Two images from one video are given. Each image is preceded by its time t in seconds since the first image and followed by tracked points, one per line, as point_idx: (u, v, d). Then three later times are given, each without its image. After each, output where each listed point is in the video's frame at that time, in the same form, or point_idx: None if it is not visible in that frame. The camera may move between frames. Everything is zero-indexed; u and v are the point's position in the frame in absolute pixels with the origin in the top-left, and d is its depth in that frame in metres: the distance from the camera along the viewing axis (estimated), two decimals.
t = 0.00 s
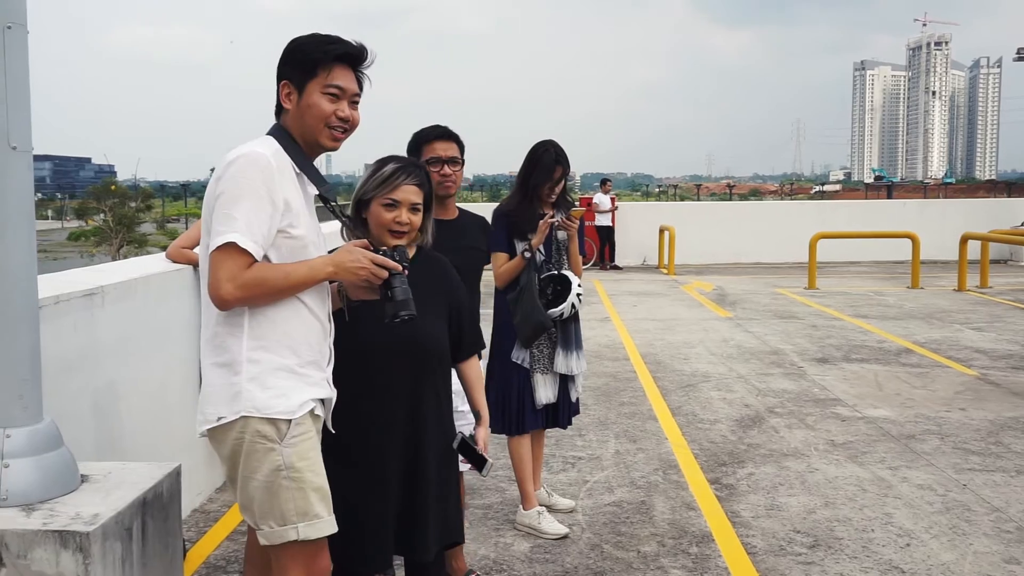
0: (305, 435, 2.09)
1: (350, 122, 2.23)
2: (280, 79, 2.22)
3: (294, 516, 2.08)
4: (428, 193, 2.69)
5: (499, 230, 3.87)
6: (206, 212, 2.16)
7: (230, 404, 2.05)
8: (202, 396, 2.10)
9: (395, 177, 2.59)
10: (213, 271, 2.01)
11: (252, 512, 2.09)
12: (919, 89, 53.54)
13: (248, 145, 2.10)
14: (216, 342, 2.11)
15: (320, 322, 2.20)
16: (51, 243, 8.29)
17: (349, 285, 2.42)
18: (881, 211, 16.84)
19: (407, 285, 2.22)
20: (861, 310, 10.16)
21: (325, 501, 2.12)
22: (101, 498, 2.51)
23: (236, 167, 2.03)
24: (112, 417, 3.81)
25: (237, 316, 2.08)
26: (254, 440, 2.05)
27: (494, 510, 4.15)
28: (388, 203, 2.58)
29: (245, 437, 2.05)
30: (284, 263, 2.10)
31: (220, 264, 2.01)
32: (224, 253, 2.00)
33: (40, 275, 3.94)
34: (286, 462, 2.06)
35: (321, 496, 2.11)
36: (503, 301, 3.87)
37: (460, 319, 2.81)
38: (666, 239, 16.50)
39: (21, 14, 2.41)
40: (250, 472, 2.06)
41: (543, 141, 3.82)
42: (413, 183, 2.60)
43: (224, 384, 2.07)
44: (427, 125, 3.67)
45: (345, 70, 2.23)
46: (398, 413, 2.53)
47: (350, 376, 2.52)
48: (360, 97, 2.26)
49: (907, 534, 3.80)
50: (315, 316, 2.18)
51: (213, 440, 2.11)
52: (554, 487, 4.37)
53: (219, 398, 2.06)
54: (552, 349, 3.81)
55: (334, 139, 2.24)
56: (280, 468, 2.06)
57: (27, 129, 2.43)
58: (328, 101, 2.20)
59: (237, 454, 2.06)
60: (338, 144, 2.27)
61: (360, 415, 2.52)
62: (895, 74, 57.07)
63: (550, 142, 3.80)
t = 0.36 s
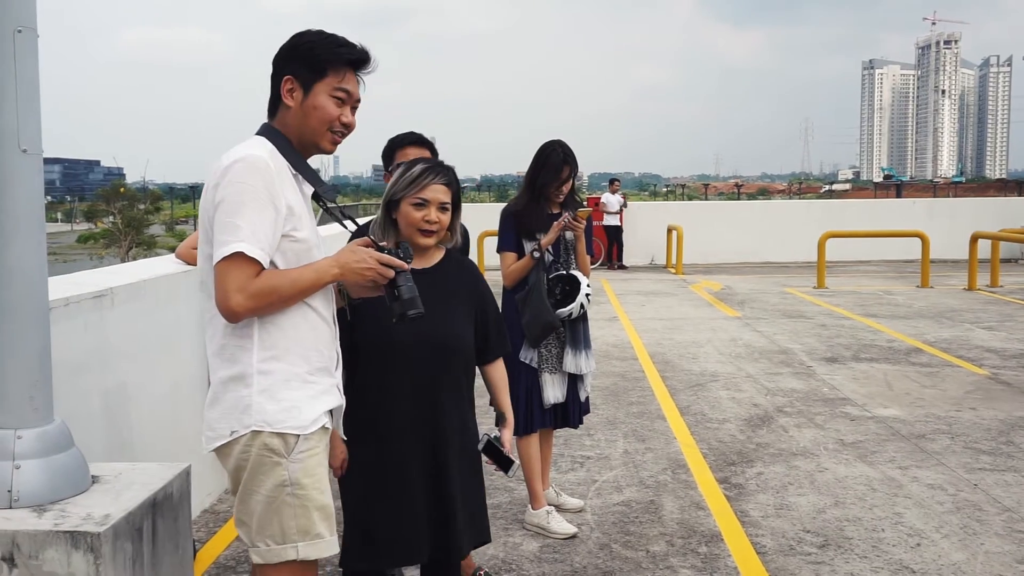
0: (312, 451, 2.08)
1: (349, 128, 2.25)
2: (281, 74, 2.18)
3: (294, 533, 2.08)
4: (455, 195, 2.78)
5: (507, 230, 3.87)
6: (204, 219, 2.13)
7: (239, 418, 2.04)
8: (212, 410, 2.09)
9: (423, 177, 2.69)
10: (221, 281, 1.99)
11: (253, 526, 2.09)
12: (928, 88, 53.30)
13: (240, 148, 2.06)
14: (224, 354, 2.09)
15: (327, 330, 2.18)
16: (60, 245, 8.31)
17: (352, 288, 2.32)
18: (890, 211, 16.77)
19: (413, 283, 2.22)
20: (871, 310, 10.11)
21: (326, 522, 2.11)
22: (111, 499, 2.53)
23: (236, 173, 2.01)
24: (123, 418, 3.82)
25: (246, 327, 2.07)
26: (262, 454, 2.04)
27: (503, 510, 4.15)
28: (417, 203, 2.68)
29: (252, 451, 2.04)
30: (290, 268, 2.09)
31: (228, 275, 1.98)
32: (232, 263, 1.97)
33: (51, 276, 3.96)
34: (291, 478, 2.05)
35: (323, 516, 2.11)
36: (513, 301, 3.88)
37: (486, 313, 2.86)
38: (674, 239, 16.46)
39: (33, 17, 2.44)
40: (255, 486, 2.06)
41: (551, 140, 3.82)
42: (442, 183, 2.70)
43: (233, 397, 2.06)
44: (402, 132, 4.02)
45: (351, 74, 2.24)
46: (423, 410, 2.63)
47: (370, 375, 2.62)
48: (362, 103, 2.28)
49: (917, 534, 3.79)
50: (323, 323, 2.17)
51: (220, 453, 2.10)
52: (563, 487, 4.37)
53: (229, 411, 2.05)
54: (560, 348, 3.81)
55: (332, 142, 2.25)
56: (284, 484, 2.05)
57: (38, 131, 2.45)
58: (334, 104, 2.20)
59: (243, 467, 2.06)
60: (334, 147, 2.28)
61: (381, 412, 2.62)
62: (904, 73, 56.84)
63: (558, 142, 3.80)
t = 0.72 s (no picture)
0: (316, 473, 1.99)
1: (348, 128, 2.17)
2: (300, 68, 2.03)
3: (294, 557, 1.99)
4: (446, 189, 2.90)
5: (510, 229, 3.89)
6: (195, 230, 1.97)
7: (242, 443, 1.93)
8: (209, 434, 1.97)
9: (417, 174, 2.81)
10: (223, 306, 1.85)
11: (252, 547, 2.01)
12: (931, 85, 53.22)
13: (237, 154, 1.90)
14: (221, 376, 1.96)
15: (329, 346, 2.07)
16: (64, 242, 8.34)
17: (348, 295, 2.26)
18: (893, 208, 16.76)
19: (421, 288, 2.21)
20: (873, 307, 10.11)
21: (328, 545, 2.03)
22: (116, 497, 2.54)
23: (235, 187, 1.85)
24: (127, 416, 3.84)
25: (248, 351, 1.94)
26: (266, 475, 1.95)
27: (506, 508, 4.15)
28: (412, 197, 2.79)
29: (256, 472, 1.94)
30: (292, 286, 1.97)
31: (231, 298, 1.84)
32: (236, 287, 1.83)
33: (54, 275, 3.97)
34: (295, 500, 1.96)
35: (325, 539, 2.03)
36: (515, 299, 3.89)
37: (478, 314, 2.95)
38: (676, 237, 16.46)
39: (37, 16, 2.44)
40: (257, 507, 1.97)
41: (553, 139, 3.83)
42: (434, 179, 2.83)
43: (232, 421, 1.94)
44: (378, 132, 4.02)
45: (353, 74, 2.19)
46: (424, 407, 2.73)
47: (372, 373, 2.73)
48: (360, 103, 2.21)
49: (920, 532, 3.79)
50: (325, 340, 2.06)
51: (216, 478, 1.99)
52: (566, 485, 4.38)
53: (229, 437, 1.93)
54: (563, 347, 3.81)
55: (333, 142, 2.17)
56: (287, 506, 1.96)
57: (42, 130, 2.45)
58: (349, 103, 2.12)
59: (246, 489, 1.97)
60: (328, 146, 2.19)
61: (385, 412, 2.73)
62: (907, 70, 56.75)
63: (561, 141, 3.80)
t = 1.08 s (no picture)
0: (324, 479, 2.00)
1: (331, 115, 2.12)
2: (292, 60, 1.92)
3: (297, 562, 1.99)
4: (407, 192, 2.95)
5: (517, 232, 3.90)
6: (210, 238, 1.89)
7: (255, 454, 1.93)
8: (217, 446, 1.95)
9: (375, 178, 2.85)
10: (267, 316, 1.80)
11: (255, 554, 2.00)
12: (936, 90, 53.17)
13: (256, 159, 1.85)
14: (230, 388, 1.94)
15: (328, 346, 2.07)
16: (71, 244, 8.37)
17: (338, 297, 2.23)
18: (899, 213, 16.74)
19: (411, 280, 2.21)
20: (878, 312, 10.11)
21: (331, 550, 2.04)
22: (121, 498, 2.54)
23: (270, 193, 1.81)
24: (133, 416, 3.85)
25: (262, 361, 1.93)
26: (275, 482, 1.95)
27: (511, 511, 4.16)
28: (373, 200, 2.82)
29: (266, 479, 1.94)
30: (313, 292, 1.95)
31: (273, 308, 1.80)
32: (281, 297, 1.80)
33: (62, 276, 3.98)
34: (302, 506, 1.97)
35: (328, 545, 2.03)
36: (521, 302, 3.89)
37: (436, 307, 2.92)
38: (681, 241, 16.45)
39: (47, 18, 2.46)
40: (263, 514, 1.96)
41: (560, 143, 3.84)
42: (396, 181, 2.88)
43: (246, 432, 1.94)
44: (392, 133, 4.03)
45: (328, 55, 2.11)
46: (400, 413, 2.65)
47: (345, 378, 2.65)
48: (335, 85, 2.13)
49: (924, 537, 3.79)
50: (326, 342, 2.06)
51: (222, 487, 1.98)
52: (571, 488, 4.38)
53: (242, 448, 1.93)
54: (569, 350, 3.83)
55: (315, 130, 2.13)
56: (294, 512, 1.97)
57: (51, 130, 2.47)
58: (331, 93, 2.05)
59: (252, 496, 1.96)
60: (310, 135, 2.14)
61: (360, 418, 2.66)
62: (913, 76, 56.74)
63: (567, 144, 3.81)
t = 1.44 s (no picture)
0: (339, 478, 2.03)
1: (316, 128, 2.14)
2: (280, 67, 1.95)
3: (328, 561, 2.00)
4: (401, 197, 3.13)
5: (537, 236, 3.91)
6: (211, 244, 1.89)
7: (269, 460, 1.93)
8: (230, 454, 1.94)
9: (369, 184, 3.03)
10: (274, 315, 1.81)
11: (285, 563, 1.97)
12: (958, 91, 52.70)
13: (255, 163, 1.87)
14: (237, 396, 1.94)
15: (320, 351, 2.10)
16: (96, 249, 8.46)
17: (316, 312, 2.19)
18: (921, 215, 16.59)
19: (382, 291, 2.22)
20: (900, 316, 10.02)
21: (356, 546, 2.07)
22: (142, 502, 2.74)
23: (271, 196, 1.83)
24: (157, 421, 3.90)
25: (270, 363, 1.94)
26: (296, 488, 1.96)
27: (531, 515, 4.16)
28: (369, 205, 2.99)
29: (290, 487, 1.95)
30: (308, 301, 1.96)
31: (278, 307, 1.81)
32: (287, 297, 1.81)
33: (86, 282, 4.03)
34: (328, 505, 1.98)
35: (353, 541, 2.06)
36: (541, 306, 3.90)
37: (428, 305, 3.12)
38: (700, 244, 16.39)
39: (69, 28, 2.72)
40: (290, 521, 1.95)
41: (578, 146, 3.84)
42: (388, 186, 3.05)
43: (258, 438, 1.94)
44: (431, 139, 4.07)
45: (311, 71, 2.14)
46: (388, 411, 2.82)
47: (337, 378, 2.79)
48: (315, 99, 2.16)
49: (949, 543, 3.75)
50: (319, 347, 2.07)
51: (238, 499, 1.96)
52: (591, 492, 4.37)
53: (257, 454, 1.93)
54: (588, 354, 3.82)
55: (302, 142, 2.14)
56: (321, 512, 1.97)
57: (74, 141, 2.73)
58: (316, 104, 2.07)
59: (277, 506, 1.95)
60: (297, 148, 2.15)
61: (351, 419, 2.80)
62: (934, 78, 56.28)
63: (586, 147, 3.81)
